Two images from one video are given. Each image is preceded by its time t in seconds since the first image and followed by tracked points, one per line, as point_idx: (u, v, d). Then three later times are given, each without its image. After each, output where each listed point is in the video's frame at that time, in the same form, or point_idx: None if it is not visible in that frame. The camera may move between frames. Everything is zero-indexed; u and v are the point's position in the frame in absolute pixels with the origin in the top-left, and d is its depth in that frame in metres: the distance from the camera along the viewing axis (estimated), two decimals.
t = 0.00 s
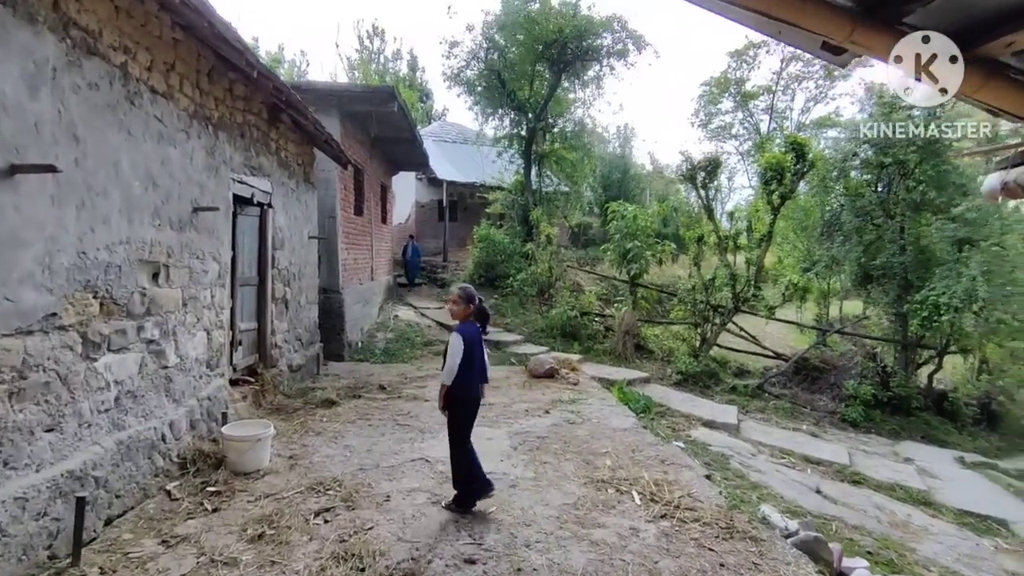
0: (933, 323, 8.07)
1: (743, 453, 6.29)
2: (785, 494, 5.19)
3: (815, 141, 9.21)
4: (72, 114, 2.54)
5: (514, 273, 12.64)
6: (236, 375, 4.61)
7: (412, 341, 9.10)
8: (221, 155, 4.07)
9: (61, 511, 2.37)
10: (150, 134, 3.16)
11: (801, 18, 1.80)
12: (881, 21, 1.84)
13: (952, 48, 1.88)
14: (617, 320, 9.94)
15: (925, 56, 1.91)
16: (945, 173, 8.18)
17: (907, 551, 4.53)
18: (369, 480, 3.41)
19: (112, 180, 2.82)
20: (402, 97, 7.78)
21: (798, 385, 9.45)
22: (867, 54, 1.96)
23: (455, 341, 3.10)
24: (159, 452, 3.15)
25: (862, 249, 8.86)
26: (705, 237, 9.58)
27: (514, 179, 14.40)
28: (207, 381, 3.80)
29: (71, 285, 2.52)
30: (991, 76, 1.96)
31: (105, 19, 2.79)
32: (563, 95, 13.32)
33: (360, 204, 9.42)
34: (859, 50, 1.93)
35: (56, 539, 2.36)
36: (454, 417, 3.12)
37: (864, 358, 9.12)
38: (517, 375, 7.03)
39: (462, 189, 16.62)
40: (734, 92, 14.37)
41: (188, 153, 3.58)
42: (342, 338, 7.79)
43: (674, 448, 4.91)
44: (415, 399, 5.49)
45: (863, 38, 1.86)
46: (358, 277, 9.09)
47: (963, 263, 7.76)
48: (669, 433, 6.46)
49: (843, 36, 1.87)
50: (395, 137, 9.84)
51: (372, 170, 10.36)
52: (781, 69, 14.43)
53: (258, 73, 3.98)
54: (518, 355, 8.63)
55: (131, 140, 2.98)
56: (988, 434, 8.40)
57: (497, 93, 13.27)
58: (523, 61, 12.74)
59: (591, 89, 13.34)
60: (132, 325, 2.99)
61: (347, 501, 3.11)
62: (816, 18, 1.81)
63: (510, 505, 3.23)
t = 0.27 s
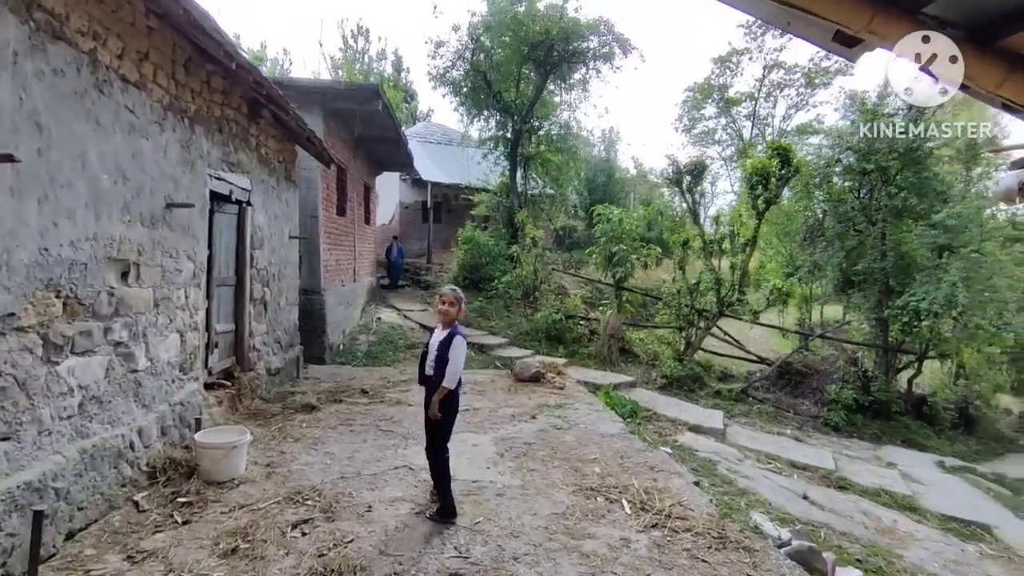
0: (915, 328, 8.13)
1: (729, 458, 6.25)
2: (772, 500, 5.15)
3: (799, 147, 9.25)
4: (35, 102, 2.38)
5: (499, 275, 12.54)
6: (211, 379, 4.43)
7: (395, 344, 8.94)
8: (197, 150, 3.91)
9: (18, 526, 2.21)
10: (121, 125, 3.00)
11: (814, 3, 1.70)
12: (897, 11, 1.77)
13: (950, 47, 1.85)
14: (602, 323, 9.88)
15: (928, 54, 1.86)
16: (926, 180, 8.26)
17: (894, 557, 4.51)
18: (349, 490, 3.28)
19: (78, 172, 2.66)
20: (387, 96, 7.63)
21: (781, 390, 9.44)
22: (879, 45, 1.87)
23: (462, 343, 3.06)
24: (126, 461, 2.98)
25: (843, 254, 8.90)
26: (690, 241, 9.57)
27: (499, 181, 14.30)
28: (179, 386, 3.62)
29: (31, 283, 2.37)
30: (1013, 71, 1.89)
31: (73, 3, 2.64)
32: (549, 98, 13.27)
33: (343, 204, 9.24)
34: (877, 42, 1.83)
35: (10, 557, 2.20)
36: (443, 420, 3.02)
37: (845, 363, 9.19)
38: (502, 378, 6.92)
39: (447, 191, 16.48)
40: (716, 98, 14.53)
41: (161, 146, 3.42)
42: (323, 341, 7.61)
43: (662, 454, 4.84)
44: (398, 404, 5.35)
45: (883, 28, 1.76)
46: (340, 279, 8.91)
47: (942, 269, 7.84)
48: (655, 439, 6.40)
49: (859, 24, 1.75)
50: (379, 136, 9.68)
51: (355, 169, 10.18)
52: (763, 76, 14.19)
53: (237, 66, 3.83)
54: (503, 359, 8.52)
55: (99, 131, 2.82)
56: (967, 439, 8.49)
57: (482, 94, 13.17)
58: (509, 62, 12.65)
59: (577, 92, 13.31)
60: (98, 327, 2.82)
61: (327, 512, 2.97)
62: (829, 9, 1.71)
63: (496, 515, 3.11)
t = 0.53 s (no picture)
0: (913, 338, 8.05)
1: (729, 469, 6.12)
2: (774, 513, 5.02)
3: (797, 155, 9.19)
4: (7, 92, 2.26)
5: (495, 282, 12.41)
6: (197, 386, 4.28)
7: (388, 351, 8.78)
8: (185, 148, 3.77)
9: None
10: (102, 120, 2.86)
11: None
12: None
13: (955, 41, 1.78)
14: (598, 331, 9.77)
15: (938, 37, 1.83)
16: (924, 190, 8.22)
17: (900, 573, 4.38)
18: (339, 504, 3.12)
19: (54, 167, 2.52)
20: (383, 99, 7.51)
21: (778, 400, 9.15)
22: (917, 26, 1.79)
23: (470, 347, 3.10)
24: (101, 474, 2.82)
25: (841, 263, 8.81)
26: (688, 248, 9.48)
27: (495, 187, 14.19)
28: (161, 393, 3.47)
29: None
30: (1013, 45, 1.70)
31: None
32: (547, 104, 13.21)
33: (337, 208, 9.10)
34: (922, 25, 1.71)
35: None
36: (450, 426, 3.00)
37: (842, 372, 9.11)
38: (498, 387, 6.78)
39: (443, 196, 16.37)
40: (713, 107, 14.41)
41: (146, 143, 3.28)
42: (315, 347, 7.45)
43: (662, 466, 4.71)
44: (391, 412, 5.19)
45: (924, 10, 1.63)
46: (333, 284, 8.74)
47: (941, 278, 7.77)
48: (654, 449, 6.27)
49: (896, 11, 1.68)
50: (375, 140, 9.56)
51: (350, 173, 10.05)
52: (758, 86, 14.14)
53: (228, 62, 3.70)
54: (498, 367, 8.38)
55: (78, 125, 2.69)
56: (965, 450, 8.42)
57: (479, 99, 13.08)
58: (507, 68, 12.58)
59: (575, 99, 13.27)
60: (74, 331, 2.67)
61: (314, 528, 2.82)
62: None
63: (492, 533, 2.96)
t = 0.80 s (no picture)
0: (922, 347, 7.86)
1: (738, 483, 5.95)
2: (785, 529, 4.85)
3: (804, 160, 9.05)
4: None
5: (497, 290, 12.29)
6: (190, 398, 4.15)
7: (389, 360, 8.64)
8: (178, 153, 3.67)
9: None
10: (87, 123, 2.76)
11: None
12: None
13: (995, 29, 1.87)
14: (602, 339, 9.63)
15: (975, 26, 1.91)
16: (933, 196, 8.05)
17: None
18: (333, 525, 2.98)
19: (33, 172, 2.41)
20: (385, 105, 7.41)
21: (785, 409, 9.08)
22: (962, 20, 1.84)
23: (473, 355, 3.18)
24: (83, 494, 2.69)
25: (848, 271, 8.60)
26: (693, 256, 9.34)
27: (497, 195, 14.11)
28: (150, 408, 3.34)
29: None
30: None
31: None
32: (549, 111, 13.12)
33: (338, 215, 9.01)
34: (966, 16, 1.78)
35: None
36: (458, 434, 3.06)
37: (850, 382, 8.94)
38: (500, 398, 6.63)
39: (445, 204, 16.28)
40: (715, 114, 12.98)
41: (135, 148, 3.18)
42: (314, 357, 7.32)
43: (670, 481, 4.56)
44: (391, 425, 5.05)
45: None
46: (333, 292, 8.63)
47: (951, 286, 7.60)
48: (660, 462, 6.12)
49: None
50: (377, 147, 9.47)
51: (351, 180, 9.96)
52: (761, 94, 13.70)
53: (221, 65, 3.60)
54: (501, 377, 8.24)
55: (61, 128, 2.58)
56: (978, 462, 8.23)
57: (482, 107, 13.01)
58: (509, 75, 12.50)
59: (578, 106, 13.17)
60: (54, 344, 2.55)
61: (305, 552, 2.68)
62: None
63: (494, 556, 2.82)
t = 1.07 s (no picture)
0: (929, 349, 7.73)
1: (746, 489, 5.83)
2: (795, 537, 4.74)
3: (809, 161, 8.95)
4: None
5: (499, 293, 12.19)
6: (186, 404, 4.05)
7: (390, 364, 8.54)
8: (173, 153, 3.58)
9: None
10: (76, 120, 2.67)
11: None
12: None
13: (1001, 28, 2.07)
14: (605, 342, 9.52)
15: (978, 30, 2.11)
16: (940, 197, 7.93)
17: None
18: (331, 537, 2.88)
19: (17, 170, 2.32)
20: (385, 106, 7.32)
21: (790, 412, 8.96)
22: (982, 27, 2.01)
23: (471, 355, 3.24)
24: (71, 505, 2.59)
25: (853, 273, 8.46)
26: (696, 258, 9.23)
27: (499, 197, 14.02)
28: (143, 415, 3.24)
29: None
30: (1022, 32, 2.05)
31: None
32: (552, 112, 13.03)
33: (338, 217, 8.92)
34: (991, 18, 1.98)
35: None
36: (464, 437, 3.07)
37: (856, 384, 8.75)
38: (503, 402, 6.52)
39: (447, 206, 16.20)
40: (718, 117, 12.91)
41: (128, 146, 3.09)
42: (314, 361, 7.21)
43: (677, 488, 4.46)
44: (391, 431, 4.95)
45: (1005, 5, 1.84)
46: (334, 295, 8.54)
47: (958, 288, 7.49)
48: (666, 467, 6.01)
49: None
50: (378, 148, 9.38)
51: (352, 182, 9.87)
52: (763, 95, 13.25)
53: (217, 63, 3.50)
54: (503, 381, 8.14)
55: (49, 124, 2.50)
56: (989, 466, 8.11)
57: (483, 108, 12.92)
58: (511, 76, 12.41)
59: (580, 108, 13.10)
60: (41, 349, 2.46)
61: (303, 566, 2.57)
62: None
63: (498, 568, 2.71)
